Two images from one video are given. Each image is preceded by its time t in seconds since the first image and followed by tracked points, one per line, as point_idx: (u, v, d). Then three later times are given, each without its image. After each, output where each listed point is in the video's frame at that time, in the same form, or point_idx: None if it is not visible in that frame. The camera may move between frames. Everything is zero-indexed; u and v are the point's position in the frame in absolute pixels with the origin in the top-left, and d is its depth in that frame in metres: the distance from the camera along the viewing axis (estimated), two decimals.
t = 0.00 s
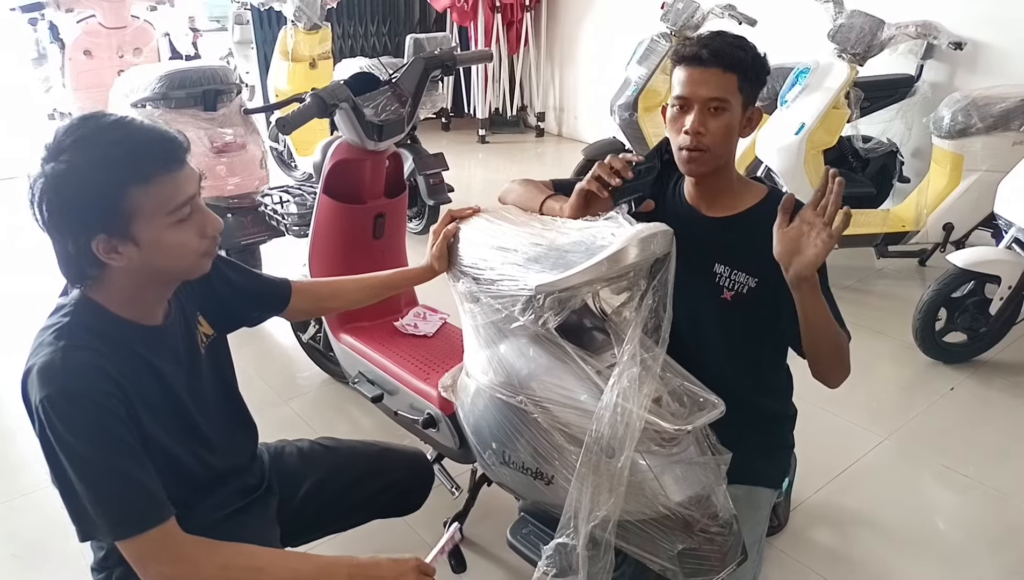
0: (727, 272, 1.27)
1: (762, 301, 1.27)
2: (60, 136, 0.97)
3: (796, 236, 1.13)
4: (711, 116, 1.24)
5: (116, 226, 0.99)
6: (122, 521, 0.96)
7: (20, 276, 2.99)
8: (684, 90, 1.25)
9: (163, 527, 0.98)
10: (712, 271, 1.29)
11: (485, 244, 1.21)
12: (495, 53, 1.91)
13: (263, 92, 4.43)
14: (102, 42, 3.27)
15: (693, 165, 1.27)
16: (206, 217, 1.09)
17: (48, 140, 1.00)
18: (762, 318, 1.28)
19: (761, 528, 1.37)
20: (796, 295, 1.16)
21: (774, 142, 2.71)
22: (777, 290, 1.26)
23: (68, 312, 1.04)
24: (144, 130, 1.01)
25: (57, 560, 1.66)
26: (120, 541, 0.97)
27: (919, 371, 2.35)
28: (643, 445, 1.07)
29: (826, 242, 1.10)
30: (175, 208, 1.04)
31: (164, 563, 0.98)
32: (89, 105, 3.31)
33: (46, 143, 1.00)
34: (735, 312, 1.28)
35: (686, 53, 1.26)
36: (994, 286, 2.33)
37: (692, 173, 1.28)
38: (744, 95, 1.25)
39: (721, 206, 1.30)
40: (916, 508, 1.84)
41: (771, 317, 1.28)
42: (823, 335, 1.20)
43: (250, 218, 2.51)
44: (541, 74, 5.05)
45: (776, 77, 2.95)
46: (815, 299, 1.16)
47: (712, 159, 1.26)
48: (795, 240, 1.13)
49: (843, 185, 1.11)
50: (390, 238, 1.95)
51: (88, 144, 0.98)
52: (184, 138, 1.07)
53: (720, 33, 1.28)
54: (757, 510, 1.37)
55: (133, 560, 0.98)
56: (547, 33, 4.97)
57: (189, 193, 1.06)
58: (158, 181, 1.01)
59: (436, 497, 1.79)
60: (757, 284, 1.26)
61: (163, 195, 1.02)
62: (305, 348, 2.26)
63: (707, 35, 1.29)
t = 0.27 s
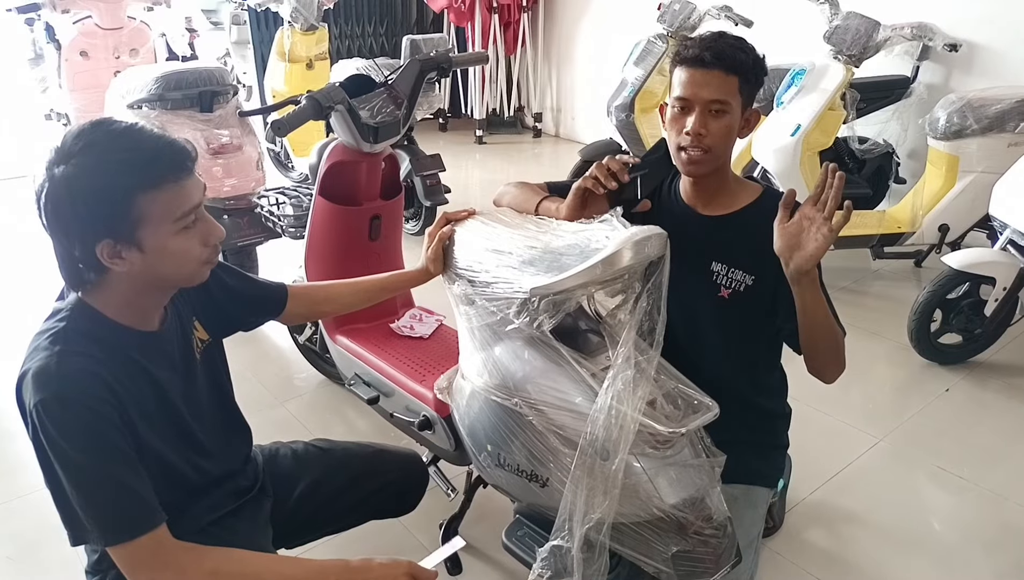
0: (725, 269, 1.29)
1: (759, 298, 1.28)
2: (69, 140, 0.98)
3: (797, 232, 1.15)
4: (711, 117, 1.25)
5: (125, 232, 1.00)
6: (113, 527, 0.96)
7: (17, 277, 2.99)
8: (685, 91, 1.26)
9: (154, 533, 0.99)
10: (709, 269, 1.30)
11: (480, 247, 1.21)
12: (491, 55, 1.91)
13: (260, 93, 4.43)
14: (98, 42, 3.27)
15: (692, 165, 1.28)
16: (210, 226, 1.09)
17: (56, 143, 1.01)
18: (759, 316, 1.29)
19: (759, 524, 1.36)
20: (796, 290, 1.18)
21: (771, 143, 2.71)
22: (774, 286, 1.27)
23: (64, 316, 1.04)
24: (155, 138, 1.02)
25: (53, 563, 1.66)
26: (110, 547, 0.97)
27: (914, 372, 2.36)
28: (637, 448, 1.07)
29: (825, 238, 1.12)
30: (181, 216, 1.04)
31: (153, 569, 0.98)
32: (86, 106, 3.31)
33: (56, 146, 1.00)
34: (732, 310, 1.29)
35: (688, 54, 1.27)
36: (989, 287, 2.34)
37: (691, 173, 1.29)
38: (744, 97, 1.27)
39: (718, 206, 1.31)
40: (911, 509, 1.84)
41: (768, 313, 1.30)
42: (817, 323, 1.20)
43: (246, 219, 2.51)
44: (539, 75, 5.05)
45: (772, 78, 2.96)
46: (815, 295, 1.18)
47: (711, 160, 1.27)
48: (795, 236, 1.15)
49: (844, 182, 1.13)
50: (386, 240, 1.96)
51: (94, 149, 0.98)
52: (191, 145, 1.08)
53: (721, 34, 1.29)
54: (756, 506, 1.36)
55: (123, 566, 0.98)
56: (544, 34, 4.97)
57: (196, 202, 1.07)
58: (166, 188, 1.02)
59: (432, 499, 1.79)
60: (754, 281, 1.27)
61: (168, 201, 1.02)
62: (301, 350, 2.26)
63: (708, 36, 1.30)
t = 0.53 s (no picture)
0: (724, 274, 1.30)
1: (758, 303, 1.30)
2: (59, 155, 0.99)
3: (801, 235, 1.17)
4: (708, 122, 1.27)
5: (116, 244, 1.00)
6: (106, 539, 0.96)
7: (13, 281, 2.99)
8: (683, 96, 1.28)
9: (148, 544, 0.99)
10: (708, 274, 1.31)
11: (475, 255, 1.21)
12: (485, 60, 1.91)
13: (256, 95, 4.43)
14: (94, 46, 3.27)
15: (689, 170, 1.29)
16: (202, 236, 1.10)
17: (47, 157, 1.01)
18: (757, 321, 1.31)
19: (761, 520, 1.38)
20: (799, 292, 1.20)
21: (766, 146, 2.72)
22: (774, 291, 1.29)
23: (60, 327, 1.04)
24: (143, 150, 1.02)
25: (49, 570, 1.66)
26: (103, 558, 0.97)
27: (910, 375, 2.37)
28: (631, 456, 1.07)
29: (829, 240, 1.13)
30: (172, 226, 1.04)
31: None
32: (82, 110, 3.30)
33: (47, 159, 1.01)
34: (732, 314, 1.30)
35: (685, 60, 1.29)
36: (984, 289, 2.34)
37: (688, 178, 1.30)
38: (739, 103, 1.29)
39: (712, 210, 1.32)
40: (907, 512, 1.84)
41: (766, 319, 1.31)
42: (818, 323, 1.21)
43: (242, 224, 2.57)
44: (535, 76, 5.06)
45: (768, 80, 2.96)
46: (817, 298, 1.20)
47: (707, 165, 1.29)
48: (800, 239, 1.17)
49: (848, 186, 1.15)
50: (381, 246, 1.95)
51: (84, 162, 0.99)
52: (181, 156, 1.08)
53: (716, 41, 1.31)
54: (757, 504, 1.38)
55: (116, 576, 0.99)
56: (540, 35, 4.97)
57: (185, 212, 1.07)
58: (155, 200, 1.02)
59: (428, 506, 1.80)
60: (752, 285, 1.29)
61: (159, 212, 1.03)
62: (298, 354, 2.26)
63: (703, 43, 1.31)
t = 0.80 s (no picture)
0: (721, 282, 1.32)
1: (754, 310, 1.32)
2: (50, 172, 0.99)
3: (796, 246, 1.18)
4: (702, 135, 1.29)
5: (108, 258, 1.01)
6: (97, 552, 0.98)
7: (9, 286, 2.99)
8: (675, 111, 1.29)
9: (140, 557, 1.01)
10: (706, 282, 1.32)
11: (470, 265, 1.22)
12: (480, 69, 1.92)
13: (253, 99, 4.43)
14: (91, 52, 3.27)
15: (684, 183, 1.31)
16: (195, 248, 1.10)
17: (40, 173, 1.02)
18: (752, 328, 1.33)
19: (768, 516, 1.37)
20: (795, 301, 1.21)
21: (761, 151, 2.73)
22: (769, 299, 1.31)
23: (55, 339, 1.05)
24: (135, 165, 1.03)
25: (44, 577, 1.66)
26: (94, 571, 0.98)
27: (904, 380, 2.38)
28: (625, 466, 1.08)
29: (822, 254, 1.14)
30: (163, 239, 1.05)
31: None
32: (79, 115, 3.30)
33: (41, 175, 1.02)
34: (730, 321, 1.32)
35: (676, 75, 1.31)
36: (977, 295, 2.36)
37: (684, 191, 1.32)
38: (730, 115, 1.31)
39: (707, 221, 1.34)
40: (901, 517, 1.85)
41: (761, 325, 1.33)
42: (812, 329, 1.24)
43: (239, 230, 2.53)
44: (532, 80, 5.07)
45: (763, 85, 2.97)
46: (812, 305, 1.22)
47: (702, 177, 1.30)
48: (795, 251, 1.17)
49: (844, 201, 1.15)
50: (378, 253, 1.96)
51: (74, 179, 1.00)
52: (172, 169, 1.09)
53: (704, 54, 1.33)
54: (764, 499, 1.37)
55: None
56: (537, 38, 4.98)
57: (177, 225, 1.07)
58: (145, 215, 1.03)
59: (424, 513, 1.80)
60: (749, 292, 1.31)
61: (150, 226, 1.03)
62: (295, 360, 2.26)
63: (692, 56, 1.33)
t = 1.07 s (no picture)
0: (717, 286, 1.33)
1: (750, 313, 1.33)
2: (52, 180, 1.01)
3: (794, 248, 1.20)
4: (697, 143, 1.31)
5: (108, 266, 1.02)
6: (93, 557, 0.99)
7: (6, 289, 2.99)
8: (671, 119, 1.31)
9: (134, 562, 1.02)
10: (702, 287, 1.34)
11: (466, 271, 1.23)
12: (476, 74, 1.93)
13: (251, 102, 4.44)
14: (88, 55, 3.28)
15: (681, 191, 1.32)
16: (194, 256, 1.12)
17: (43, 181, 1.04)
18: (747, 331, 1.34)
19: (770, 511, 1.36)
20: (793, 303, 1.24)
21: (756, 155, 2.75)
22: (764, 302, 1.33)
23: (56, 344, 1.06)
24: (136, 174, 1.05)
25: None
26: (89, 575, 1.00)
27: (898, 381, 2.39)
28: (620, 469, 1.09)
29: (820, 256, 1.17)
30: (163, 247, 1.06)
31: None
32: (76, 118, 3.31)
33: (44, 183, 1.03)
34: (726, 325, 1.34)
35: (670, 84, 1.32)
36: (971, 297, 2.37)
37: (681, 198, 1.33)
38: (724, 123, 1.33)
39: (704, 227, 1.35)
40: (896, 518, 1.87)
41: (756, 329, 1.35)
42: (809, 332, 1.27)
43: (236, 233, 2.57)
44: (529, 82, 5.08)
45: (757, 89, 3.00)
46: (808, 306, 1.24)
47: (699, 184, 1.32)
48: (793, 252, 1.20)
49: (841, 204, 1.18)
50: (376, 257, 1.98)
51: (76, 187, 1.01)
52: (172, 178, 1.10)
53: (698, 62, 1.35)
54: (765, 495, 1.36)
55: None
56: (534, 40, 5.00)
57: (178, 233, 1.09)
58: (146, 223, 1.04)
59: (421, 516, 1.81)
60: (746, 295, 1.32)
61: (150, 233, 1.04)
62: (293, 363, 2.27)
63: (686, 64, 1.35)
